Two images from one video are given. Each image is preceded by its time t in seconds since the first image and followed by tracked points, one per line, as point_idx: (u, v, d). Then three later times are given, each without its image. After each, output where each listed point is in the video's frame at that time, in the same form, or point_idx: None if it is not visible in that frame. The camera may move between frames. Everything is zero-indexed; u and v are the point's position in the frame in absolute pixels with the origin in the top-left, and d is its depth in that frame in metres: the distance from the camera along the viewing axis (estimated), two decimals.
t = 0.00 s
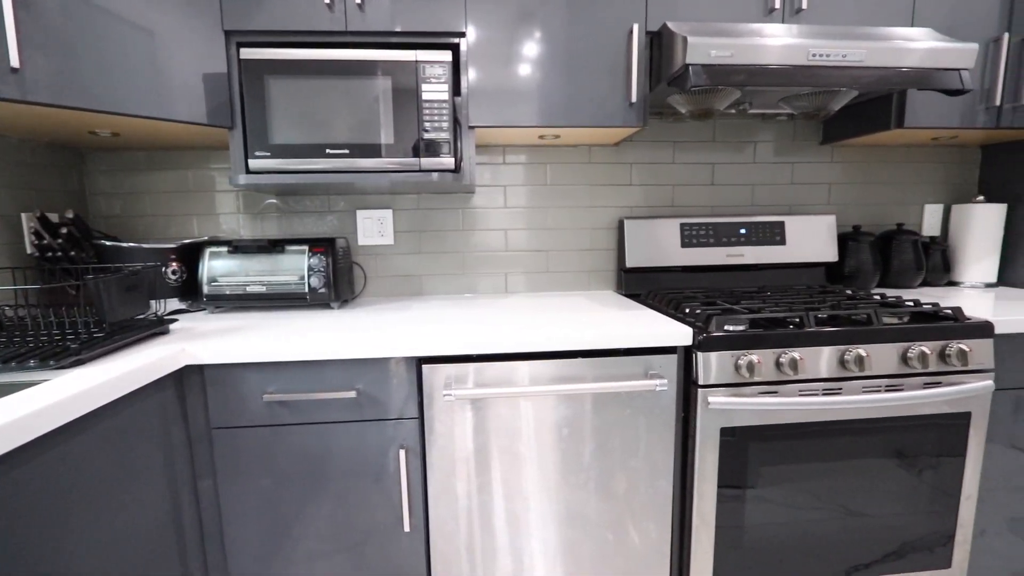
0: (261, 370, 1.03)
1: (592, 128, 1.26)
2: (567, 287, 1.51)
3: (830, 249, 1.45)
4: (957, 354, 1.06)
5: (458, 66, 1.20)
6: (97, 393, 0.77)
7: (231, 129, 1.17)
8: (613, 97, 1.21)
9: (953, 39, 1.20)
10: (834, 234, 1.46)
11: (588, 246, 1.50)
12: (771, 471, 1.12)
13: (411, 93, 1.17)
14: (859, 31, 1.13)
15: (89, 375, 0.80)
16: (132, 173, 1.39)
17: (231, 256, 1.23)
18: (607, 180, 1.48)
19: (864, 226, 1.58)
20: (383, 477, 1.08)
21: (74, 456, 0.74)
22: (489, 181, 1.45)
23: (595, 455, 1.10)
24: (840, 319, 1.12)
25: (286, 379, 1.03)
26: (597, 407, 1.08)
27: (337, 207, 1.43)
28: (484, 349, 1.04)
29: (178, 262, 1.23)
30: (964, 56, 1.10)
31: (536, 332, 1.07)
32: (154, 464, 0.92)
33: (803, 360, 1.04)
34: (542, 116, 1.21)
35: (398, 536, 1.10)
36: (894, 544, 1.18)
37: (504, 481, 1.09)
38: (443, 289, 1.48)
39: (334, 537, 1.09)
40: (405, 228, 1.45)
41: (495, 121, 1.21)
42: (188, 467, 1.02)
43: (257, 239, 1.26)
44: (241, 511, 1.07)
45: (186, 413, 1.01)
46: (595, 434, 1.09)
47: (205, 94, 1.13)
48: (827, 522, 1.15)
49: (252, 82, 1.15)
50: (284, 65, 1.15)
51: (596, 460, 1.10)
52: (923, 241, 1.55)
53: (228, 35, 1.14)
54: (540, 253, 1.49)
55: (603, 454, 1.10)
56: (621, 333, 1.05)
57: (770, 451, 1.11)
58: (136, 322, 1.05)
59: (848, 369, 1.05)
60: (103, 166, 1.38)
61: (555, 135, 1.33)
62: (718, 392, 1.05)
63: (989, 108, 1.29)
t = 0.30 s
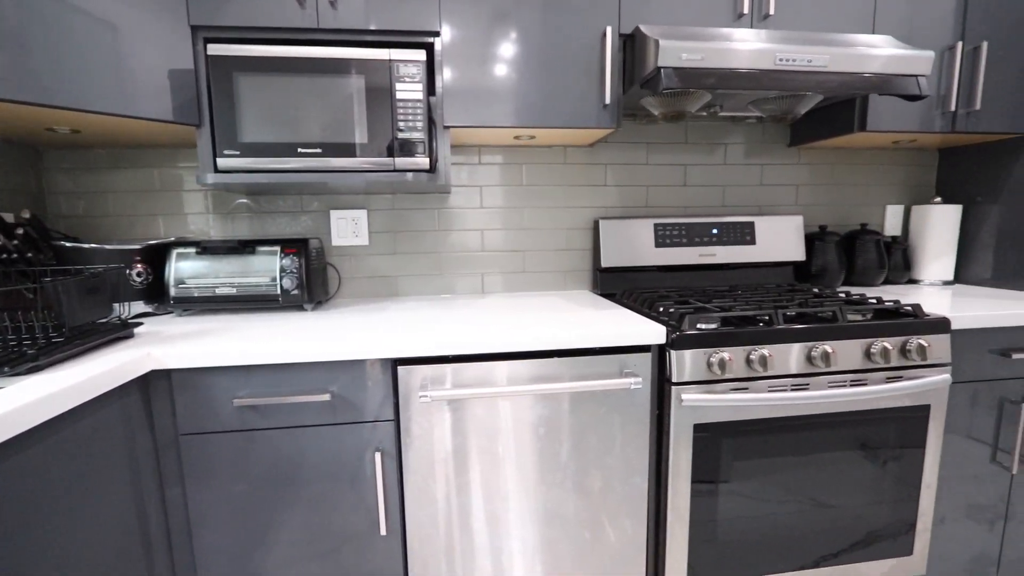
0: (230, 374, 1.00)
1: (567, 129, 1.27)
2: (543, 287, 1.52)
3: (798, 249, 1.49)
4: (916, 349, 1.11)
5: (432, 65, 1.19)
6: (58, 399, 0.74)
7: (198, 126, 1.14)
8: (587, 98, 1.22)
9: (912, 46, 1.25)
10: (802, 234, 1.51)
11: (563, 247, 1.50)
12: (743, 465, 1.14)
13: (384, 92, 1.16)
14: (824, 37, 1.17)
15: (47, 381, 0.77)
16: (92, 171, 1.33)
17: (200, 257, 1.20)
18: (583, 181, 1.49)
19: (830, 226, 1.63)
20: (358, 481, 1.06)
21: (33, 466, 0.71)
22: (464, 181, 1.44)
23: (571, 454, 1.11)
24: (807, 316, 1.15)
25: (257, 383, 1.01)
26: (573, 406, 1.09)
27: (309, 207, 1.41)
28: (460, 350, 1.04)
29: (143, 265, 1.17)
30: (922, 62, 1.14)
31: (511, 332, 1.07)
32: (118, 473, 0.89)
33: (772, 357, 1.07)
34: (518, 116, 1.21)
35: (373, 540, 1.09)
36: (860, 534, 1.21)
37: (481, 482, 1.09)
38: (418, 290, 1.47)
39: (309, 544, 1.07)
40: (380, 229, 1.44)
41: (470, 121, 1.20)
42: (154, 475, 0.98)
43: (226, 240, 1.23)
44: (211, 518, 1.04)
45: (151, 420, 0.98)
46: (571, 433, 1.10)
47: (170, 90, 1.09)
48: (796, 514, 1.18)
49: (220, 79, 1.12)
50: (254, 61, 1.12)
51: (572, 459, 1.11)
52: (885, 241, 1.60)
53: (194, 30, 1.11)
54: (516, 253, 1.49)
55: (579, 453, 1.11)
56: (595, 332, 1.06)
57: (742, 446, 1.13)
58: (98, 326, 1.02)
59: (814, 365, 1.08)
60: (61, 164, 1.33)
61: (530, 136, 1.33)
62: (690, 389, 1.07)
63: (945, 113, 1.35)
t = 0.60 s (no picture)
0: (198, 379, 0.98)
1: (543, 130, 1.27)
2: (520, 287, 1.52)
3: (768, 248, 1.53)
4: (879, 345, 1.15)
5: (406, 65, 1.18)
6: (15, 408, 0.71)
7: (164, 124, 1.10)
8: (563, 99, 1.23)
9: (874, 53, 1.29)
10: (771, 234, 1.54)
11: (540, 247, 1.51)
12: (716, 461, 1.17)
13: (358, 91, 1.15)
14: (791, 43, 1.20)
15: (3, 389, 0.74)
16: (51, 170, 1.28)
17: (166, 258, 1.16)
18: (559, 181, 1.50)
19: (798, 227, 1.68)
20: (333, 485, 1.05)
21: None
22: (440, 181, 1.43)
23: (548, 453, 1.11)
24: (776, 314, 1.19)
25: (227, 387, 0.99)
26: (549, 406, 1.09)
27: (282, 207, 1.38)
28: (436, 351, 1.03)
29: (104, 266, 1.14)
30: (883, 69, 1.19)
31: (488, 333, 1.06)
32: (79, 483, 0.85)
33: (743, 354, 1.10)
34: (494, 116, 1.21)
35: (349, 544, 1.07)
36: (827, 524, 1.25)
37: (458, 483, 1.09)
38: (394, 291, 1.46)
39: (283, 550, 1.05)
40: (354, 229, 1.42)
41: (445, 121, 1.20)
42: (118, 485, 0.95)
43: (194, 241, 1.20)
44: (180, 528, 1.01)
45: (115, 427, 0.95)
46: (548, 433, 1.10)
47: (134, 86, 1.06)
48: (768, 507, 1.21)
49: (186, 76, 1.09)
50: (222, 58, 1.09)
51: (548, 458, 1.11)
52: (850, 241, 1.66)
53: (159, 25, 1.08)
54: (493, 254, 1.49)
55: (556, 452, 1.11)
56: (571, 332, 1.07)
57: (715, 443, 1.15)
58: (58, 330, 0.98)
59: (783, 362, 1.11)
60: (16, 162, 1.27)
61: (506, 137, 1.33)
62: (664, 387, 1.09)
63: (905, 118, 1.40)
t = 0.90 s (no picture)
0: (164, 384, 0.95)
1: (518, 131, 1.28)
2: (496, 288, 1.52)
3: (739, 248, 1.57)
4: (844, 342, 1.19)
5: (380, 64, 1.17)
6: None
7: (126, 122, 1.07)
8: (537, 101, 1.24)
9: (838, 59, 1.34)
10: (742, 235, 1.58)
11: (516, 248, 1.51)
12: (690, 457, 1.19)
13: (330, 90, 1.13)
14: (759, 48, 1.23)
15: None
16: (6, 168, 1.23)
17: (130, 261, 1.13)
18: (534, 182, 1.50)
19: (768, 227, 1.72)
20: (307, 490, 1.03)
21: None
22: (415, 181, 1.42)
23: (525, 453, 1.11)
24: (746, 312, 1.22)
25: (195, 393, 0.96)
26: (526, 406, 1.10)
27: (252, 208, 1.35)
28: (411, 353, 1.03)
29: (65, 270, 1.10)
30: (846, 75, 1.23)
31: (463, 334, 1.06)
32: (36, 496, 0.82)
33: (714, 352, 1.12)
34: (469, 116, 1.21)
35: (323, 550, 1.06)
36: (797, 517, 1.29)
37: (435, 486, 1.08)
38: (369, 293, 1.44)
39: (255, 559, 1.03)
40: (327, 230, 1.40)
41: (420, 121, 1.19)
42: (79, 496, 0.92)
43: (160, 242, 1.16)
44: (147, 538, 0.98)
45: (75, 436, 0.91)
46: (524, 433, 1.11)
47: (94, 82, 1.02)
48: (740, 501, 1.24)
49: (150, 72, 1.06)
50: (188, 54, 1.06)
51: (525, 458, 1.12)
52: (817, 241, 1.71)
53: (121, 19, 1.04)
54: (469, 254, 1.49)
55: (532, 452, 1.12)
56: (547, 333, 1.08)
57: (689, 439, 1.18)
58: (14, 336, 0.94)
59: (753, 359, 1.14)
60: None
61: (481, 137, 1.33)
62: (638, 385, 1.11)
63: (867, 122, 1.45)
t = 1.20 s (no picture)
0: (128, 391, 0.92)
1: (493, 132, 1.28)
2: (472, 288, 1.52)
3: (711, 248, 1.60)
4: (811, 339, 1.22)
5: (352, 62, 1.16)
6: None
7: (86, 118, 1.03)
8: (512, 102, 1.24)
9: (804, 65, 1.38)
10: (714, 235, 1.62)
11: (492, 248, 1.52)
12: (665, 454, 1.21)
13: (301, 89, 1.11)
14: (728, 53, 1.26)
15: None
16: None
17: (91, 263, 1.09)
18: (510, 183, 1.51)
19: (738, 227, 1.76)
20: (279, 496, 1.01)
21: None
22: (390, 182, 1.41)
23: (502, 454, 1.11)
24: (717, 311, 1.24)
25: (160, 399, 0.93)
26: (501, 407, 1.10)
27: (221, 208, 1.32)
28: (385, 355, 1.02)
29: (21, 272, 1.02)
30: (812, 80, 1.26)
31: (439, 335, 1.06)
32: None
33: (687, 351, 1.14)
34: (444, 117, 1.21)
35: (297, 557, 1.04)
36: (768, 510, 1.32)
37: (411, 489, 1.07)
38: (343, 295, 1.42)
39: (225, 568, 1.01)
40: (299, 231, 1.37)
41: (394, 121, 1.18)
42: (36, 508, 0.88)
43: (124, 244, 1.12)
44: (110, 550, 0.95)
45: (32, 447, 0.88)
46: (500, 434, 1.11)
47: (51, 77, 0.98)
48: (713, 496, 1.27)
49: (112, 68, 1.02)
50: (152, 50, 1.03)
51: (501, 459, 1.12)
52: (786, 241, 1.76)
53: (80, 12, 1.00)
54: (446, 255, 1.48)
55: (509, 452, 1.12)
56: (523, 333, 1.08)
57: (663, 437, 1.19)
58: None
59: (724, 357, 1.17)
60: None
61: (456, 138, 1.33)
62: (613, 383, 1.12)
63: (831, 126, 1.50)
